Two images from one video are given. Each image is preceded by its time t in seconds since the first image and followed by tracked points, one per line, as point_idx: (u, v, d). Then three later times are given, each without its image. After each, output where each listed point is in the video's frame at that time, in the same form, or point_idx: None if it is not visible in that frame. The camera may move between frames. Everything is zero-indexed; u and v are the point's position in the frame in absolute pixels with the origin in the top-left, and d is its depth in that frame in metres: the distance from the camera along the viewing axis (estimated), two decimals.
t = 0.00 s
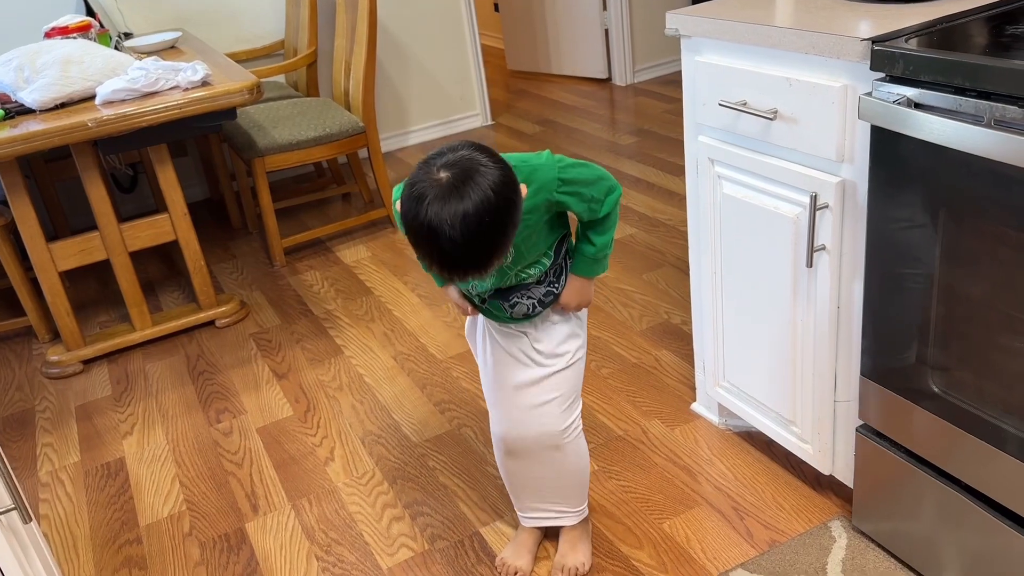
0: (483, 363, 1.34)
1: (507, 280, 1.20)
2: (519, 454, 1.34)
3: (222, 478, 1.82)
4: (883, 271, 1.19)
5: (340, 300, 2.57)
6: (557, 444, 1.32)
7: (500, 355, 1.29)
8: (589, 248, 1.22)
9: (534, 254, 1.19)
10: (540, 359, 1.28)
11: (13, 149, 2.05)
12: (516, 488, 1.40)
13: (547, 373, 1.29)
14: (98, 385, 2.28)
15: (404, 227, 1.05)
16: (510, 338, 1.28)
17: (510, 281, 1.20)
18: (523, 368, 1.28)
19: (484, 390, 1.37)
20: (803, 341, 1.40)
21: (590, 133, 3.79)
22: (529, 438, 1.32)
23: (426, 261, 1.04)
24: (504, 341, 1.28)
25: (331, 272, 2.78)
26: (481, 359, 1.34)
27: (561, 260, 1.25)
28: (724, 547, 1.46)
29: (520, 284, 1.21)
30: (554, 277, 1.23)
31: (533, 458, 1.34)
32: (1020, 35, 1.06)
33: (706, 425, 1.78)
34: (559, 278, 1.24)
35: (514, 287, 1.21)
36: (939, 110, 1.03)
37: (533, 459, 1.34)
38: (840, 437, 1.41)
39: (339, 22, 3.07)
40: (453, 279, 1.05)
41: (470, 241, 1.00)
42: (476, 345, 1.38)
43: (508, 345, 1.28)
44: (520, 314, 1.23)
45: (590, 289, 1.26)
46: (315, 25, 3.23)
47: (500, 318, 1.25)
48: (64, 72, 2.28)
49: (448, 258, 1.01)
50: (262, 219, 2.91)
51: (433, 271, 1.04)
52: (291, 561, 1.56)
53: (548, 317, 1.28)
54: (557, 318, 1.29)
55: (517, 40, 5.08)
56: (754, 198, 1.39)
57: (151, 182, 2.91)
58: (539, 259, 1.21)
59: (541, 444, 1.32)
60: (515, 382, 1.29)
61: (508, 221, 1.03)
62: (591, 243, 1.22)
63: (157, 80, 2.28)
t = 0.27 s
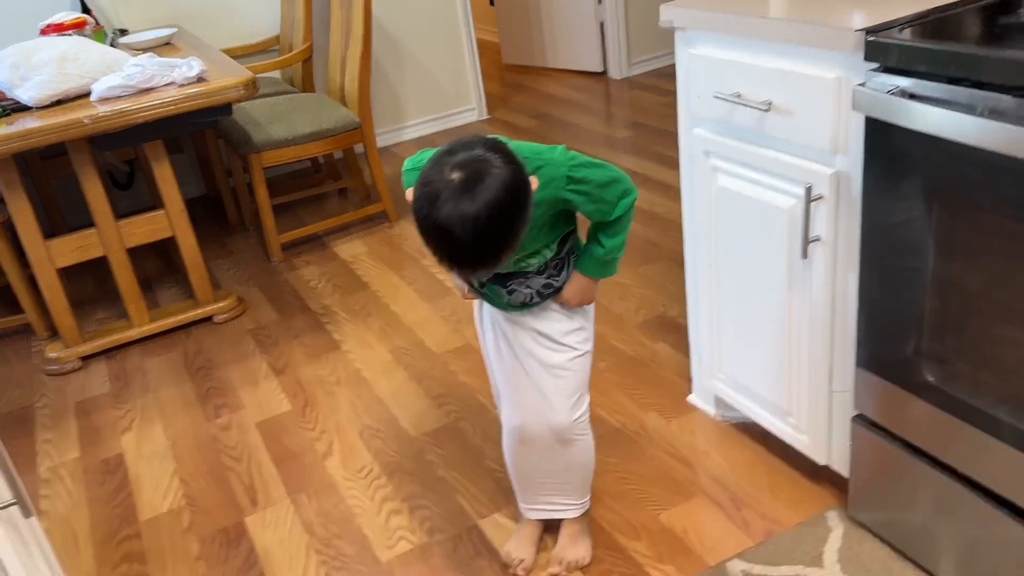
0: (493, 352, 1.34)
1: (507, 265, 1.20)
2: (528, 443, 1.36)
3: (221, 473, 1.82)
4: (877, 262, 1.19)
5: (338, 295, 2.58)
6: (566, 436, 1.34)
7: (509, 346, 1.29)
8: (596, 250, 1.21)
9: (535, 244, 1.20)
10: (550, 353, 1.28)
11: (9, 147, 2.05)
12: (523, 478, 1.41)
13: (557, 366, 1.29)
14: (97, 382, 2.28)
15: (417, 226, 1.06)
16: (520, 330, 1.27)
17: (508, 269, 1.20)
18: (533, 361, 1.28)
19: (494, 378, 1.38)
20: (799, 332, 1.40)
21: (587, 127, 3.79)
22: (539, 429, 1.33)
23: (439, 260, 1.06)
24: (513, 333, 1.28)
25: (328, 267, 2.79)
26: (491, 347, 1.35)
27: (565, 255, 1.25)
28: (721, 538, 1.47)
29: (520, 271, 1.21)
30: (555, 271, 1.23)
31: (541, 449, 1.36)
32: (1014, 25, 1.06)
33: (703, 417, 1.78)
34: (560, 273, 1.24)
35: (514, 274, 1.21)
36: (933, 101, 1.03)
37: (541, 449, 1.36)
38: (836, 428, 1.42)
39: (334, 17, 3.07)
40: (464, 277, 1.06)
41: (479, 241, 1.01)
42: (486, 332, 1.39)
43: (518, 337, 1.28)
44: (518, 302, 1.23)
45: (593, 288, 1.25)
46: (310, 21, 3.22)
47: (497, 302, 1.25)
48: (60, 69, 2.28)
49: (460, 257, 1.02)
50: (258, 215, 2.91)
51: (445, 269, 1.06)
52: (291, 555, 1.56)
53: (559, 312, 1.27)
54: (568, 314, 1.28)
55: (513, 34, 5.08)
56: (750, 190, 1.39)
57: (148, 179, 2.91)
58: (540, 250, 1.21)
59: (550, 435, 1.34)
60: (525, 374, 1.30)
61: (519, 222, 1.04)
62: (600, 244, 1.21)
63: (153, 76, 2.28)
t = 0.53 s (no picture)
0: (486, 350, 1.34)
1: (505, 256, 1.20)
2: (521, 440, 1.36)
3: (217, 477, 1.82)
4: (872, 262, 1.19)
5: (334, 297, 2.57)
6: (560, 432, 1.34)
7: (503, 342, 1.29)
8: (595, 239, 1.21)
9: (532, 234, 1.20)
10: (544, 349, 1.28)
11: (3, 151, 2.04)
12: (515, 474, 1.41)
13: (550, 361, 1.29)
14: (92, 386, 2.28)
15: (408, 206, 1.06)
16: (513, 327, 1.28)
17: (508, 260, 1.21)
18: (527, 356, 1.28)
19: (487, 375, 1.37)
20: (795, 332, 1.40)
21: (582, 126, 3.79)
22: (532, 425, 1.33)
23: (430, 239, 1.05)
24: (507, 328, 1.28)
25: (324, 269, 2.78)
26: (484, 345, 1.34)
27: (563, 245, 1.25)
28: (719, 538, 1.47)
29: (519, 262, 1.21)
30: (555, 261, 1.24)
31: (535, 446, 1.36)
32: (1008, 24, 1.06)
33: (700, 417, 1.78)
34: (559, 264, 1.24)
35: (512, 265, 1.21)
36: (927, 101, 1.03)
37: (535, 445, 1.36)
38: (833, 428, 1.42)
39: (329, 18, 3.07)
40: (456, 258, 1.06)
41: (470, 220, 1.01)
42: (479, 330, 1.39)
43: (511, 333, 1.28)
44: (518, 295, 1.24)
45: (593, 279, 1.25)
46: (304, 22, 3.22)
47: (497, 296, 1.25)
48: (54, 72, 2.27)
49: (451, 236, 1.02)
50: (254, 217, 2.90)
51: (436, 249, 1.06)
52: (288, 558, 1.56)
53: (553, 308, 1.28)
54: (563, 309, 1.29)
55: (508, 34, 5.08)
56: (745, 191, 1.39)
57: (142, 182, 2.90)
58: (539, 239, 1.21)
59: (544, 431, 1.34)
60: (519, 370, 1.30)
61: (509, 200, 1.04)
62: (598, 232, 1.21)
63: (147, 79, 2.27)
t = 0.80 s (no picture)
0: (471, 353, 1.33)
1: (491, 253, 1.20)
2: (508, 443, 1.35)
3: (202, 480, 1.80)
4: (857, 259, 1.19)
5: (320, 298, 2.56)
6: (546, 434, 1.34)
7: (489, 345, 1.28)
8: (580, 236, 1.20)
9: (517, 228, 1.19)
10: (529, 351, 1.28)
11: None
12: (505, 478, 1.41)
13: (536, 364, 1.28)
14: (75, 389, 2.25)
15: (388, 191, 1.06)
16: (499, 329, 1.27)
17: (493, 257, 1.20)
18: (512, 358, 1.28)
19: (473, 378, 1.37)
20: (781, 330, 1.41)
21: (569, 126, 3.79)
22: (519, 428, 1.33)
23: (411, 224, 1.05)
24: (493, 332, 1.27)
25: (310, 270, 2.77)
26: (469, 348, 1.34)
27: (549, 244, 1.24)
28: (706, 537, 1.47)
29: (505, 260, 1.21)
30: (541, 262, 1.23)
31: (522, 448, 1.35)
32: (990, 21, 1.07)
33: (688, 416, 1.78)
34: (546, 264, 1.23)
35: (498, 263, 1.21)
36: (911, 98, 1.04)
37: (521, 448, 1.35)
38: (819, 426, 1.42)
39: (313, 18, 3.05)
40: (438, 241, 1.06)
41: (449, 205, 1.01)
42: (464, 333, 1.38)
43: (497, 336, 1.27)
44: (503, 296, 1.23)
45: (579, 279, 1.24)
46: (289, 21, 3.20)
47: (483, 296, 1.24)
48: (34, 72, 2.25)
49: (431, 220, 1.02)
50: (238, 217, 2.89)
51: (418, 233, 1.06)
52: (273, 561, 1.55)
53: (538, 310, 1.27)
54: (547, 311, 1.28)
55: (494, 34, 5.07)
56: (730, 189, 1.39)
57: (125, 182, 2.88)
58: (523, 235, 1.21)
59: (530, 433, 1.33)
60: (505, 372, 1.29)
61: (490, 184, 1.03)
62: (583, 229, 1.20)
63: (129, 79, 2.25)
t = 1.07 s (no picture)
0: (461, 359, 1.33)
1: (482, 254, 1.19)
2: (500, 447, 1.34)
3: (193, 486, 1.79)
4: (848, 263, 1.20)
5: (311, 303, 2.55)
6: (538, 438, 1.33)
7: (479, 350, 1.28)
8: (570, 238, 1.20)
9: (509, 228, 1.19)
10: (520, 355, 1.27)
11: None
12: (499, 484, 1.40)
13: (528, 368, 1.28)
14: (64, 395, 2.24)
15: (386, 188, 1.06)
16: (489, 334, 1.27)
17: (484, 258, 1.20)
18: (504, 362, 1.28)
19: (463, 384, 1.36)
20: (772, 333, 1.41)
21: (559, 130, 3.79)
22: (510, 432, 1.32)
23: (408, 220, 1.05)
24: (483, 337, 1.27)
25: (301, 274, 2.76)
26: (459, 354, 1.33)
27: (541, 245, 1.24)
28: (699, 541, 1.47)
29: (496, 261, 1.20)
30: (531, 264, 1.23)
31: (514, 452, 1.35)
32: (980, 26, 1.07)
33: (680, 420, 1.78)
34: (536, 266, 1.23)
35: (489, 264, 1.21)
36: (901, 103, 1.04)
37: (513, 452, 1.35)
38: (811, 430, 1.42)
39: (304, 22, 3.05)
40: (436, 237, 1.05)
41: (448, 200, 1.00)
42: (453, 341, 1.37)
43: (487, 341, 1.27)
44: (494, 297, 1.23)
45: (570, 282, 1.24)
46: (279, 25, 3.19)
47: (474, 297, 1.25)
48: (23, 76, 2.23)
49: (430, 216, 1.02)
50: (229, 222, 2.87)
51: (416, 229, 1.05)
52: (264, 568, 1.54)
53: (529, 314, 1.27)
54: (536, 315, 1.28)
55: (484, 38, 5.07)
56: (721, 193, 1.40)
57: (115, 187, 2.86)
58: (515, 236, 1.20)
59: (522, 438, 1.33)
60: (496, 377, 1.29)
61: (488, 180, 1.03)
62: (575, 231, 1.20)
63: (119, 83, 2.24)
